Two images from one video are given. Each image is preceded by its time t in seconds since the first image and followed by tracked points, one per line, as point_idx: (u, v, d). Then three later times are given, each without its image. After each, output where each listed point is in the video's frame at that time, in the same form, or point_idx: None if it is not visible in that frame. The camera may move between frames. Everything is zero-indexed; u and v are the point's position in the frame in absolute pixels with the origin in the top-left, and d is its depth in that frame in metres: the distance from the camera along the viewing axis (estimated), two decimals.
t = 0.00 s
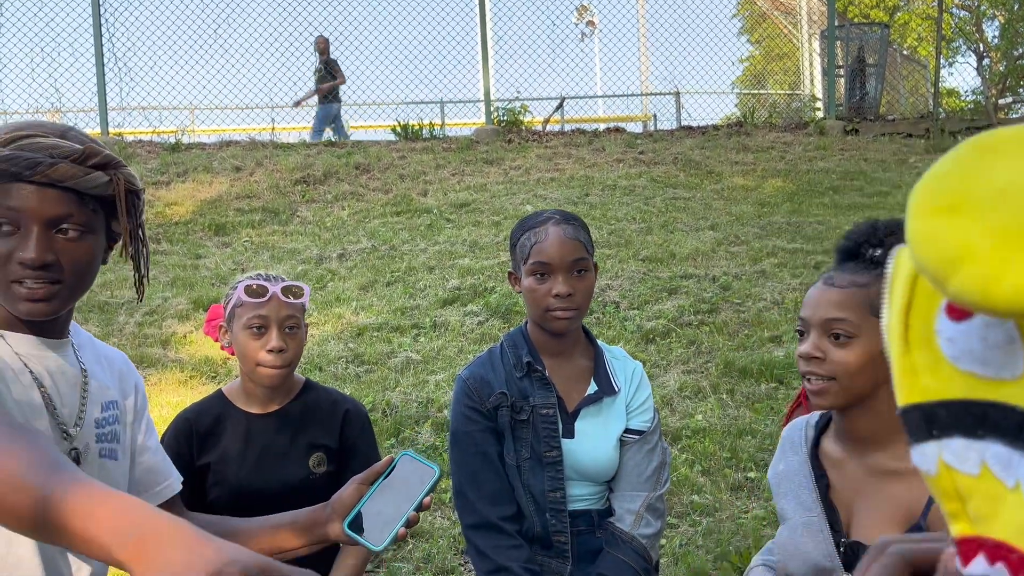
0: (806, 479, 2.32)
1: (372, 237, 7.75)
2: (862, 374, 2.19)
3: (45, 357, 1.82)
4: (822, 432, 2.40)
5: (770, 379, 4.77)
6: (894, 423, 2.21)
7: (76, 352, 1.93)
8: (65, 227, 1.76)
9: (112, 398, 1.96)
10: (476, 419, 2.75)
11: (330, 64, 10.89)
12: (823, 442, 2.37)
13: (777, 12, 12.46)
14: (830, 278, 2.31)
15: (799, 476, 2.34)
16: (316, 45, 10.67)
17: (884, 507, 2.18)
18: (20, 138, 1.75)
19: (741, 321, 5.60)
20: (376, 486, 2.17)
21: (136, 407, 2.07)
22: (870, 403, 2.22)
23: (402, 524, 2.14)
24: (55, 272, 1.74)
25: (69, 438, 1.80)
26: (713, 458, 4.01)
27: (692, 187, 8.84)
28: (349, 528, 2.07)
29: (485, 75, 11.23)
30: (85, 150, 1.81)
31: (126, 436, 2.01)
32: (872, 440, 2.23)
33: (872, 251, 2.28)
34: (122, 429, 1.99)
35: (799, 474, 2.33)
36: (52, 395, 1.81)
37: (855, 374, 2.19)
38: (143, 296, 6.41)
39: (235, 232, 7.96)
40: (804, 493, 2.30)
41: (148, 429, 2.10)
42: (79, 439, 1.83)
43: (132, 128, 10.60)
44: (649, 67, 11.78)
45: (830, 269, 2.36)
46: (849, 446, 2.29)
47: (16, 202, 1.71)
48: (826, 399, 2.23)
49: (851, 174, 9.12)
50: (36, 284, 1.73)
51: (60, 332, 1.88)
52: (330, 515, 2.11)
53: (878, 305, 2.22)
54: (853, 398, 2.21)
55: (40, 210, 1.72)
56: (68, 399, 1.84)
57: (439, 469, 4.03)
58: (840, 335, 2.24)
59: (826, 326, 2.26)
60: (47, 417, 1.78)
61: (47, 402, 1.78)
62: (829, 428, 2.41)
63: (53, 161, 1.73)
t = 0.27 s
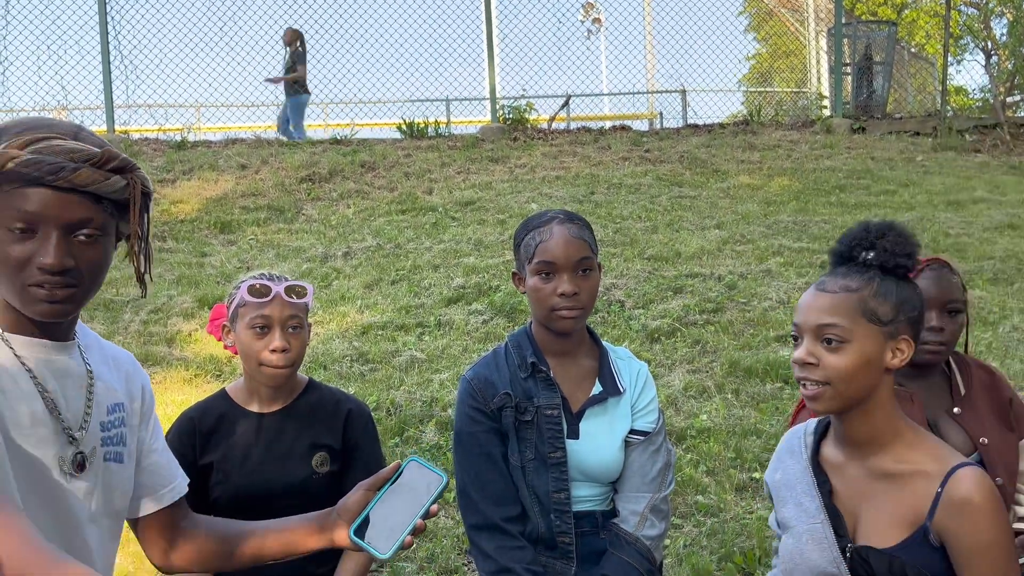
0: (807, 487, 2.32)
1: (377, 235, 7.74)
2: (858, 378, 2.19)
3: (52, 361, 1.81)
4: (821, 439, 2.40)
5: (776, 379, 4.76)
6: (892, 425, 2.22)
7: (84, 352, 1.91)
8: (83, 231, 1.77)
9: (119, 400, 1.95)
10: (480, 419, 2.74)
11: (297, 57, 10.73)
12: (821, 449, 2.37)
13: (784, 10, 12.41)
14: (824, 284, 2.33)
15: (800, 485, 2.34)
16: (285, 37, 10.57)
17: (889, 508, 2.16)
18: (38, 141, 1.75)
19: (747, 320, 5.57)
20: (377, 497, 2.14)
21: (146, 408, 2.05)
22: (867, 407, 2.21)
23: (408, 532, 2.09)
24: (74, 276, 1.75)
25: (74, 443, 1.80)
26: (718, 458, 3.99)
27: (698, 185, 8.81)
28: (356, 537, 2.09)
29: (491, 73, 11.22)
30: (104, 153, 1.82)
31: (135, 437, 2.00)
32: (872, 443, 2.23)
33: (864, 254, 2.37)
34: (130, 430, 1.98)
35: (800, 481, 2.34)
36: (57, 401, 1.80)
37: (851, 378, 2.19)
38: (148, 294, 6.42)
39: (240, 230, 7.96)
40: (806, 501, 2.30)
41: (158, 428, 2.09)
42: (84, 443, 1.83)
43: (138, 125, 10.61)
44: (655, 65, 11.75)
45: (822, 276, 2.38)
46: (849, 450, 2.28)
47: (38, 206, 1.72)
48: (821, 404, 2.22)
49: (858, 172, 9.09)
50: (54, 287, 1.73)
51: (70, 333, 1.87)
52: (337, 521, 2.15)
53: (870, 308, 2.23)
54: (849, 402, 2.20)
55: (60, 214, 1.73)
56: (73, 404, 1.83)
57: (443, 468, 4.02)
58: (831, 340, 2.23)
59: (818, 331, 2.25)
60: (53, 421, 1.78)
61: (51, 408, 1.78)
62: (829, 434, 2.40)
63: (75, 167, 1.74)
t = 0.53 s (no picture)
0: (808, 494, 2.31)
1: (380, 232, 7.75)
2: (851, 384, 2.18)
3: (57, 353, 1.74)
4: (818, 444, 2.40)
5: (779, 378, 4.76)
6: (887, 427, 2.21)
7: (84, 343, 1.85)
8: (117, 217, 1.76)
9: (122, 389, 1.91)
10: (484, 416, 2.74)
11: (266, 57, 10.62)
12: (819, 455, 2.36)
13: (788, 8, 12.40)
14: (808, 291, 2.33)
15: (801, 493, 2.33)
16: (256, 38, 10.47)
17: (891, 511, 2.16)
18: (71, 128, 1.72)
19: (750, 318, 5.58)
20: (383, 470, 2.16)
21: (145, 397, 2.01)
22: (861, 411, 2.21)
23: (419, 495, 2.13)
24: (114, 262, 1.73)
25: (88, 431, 1.75)
26: (720, 457, 3.99)
27: (702, 184, 8.81)
28: (369, 505, 2.09)
29: (494, 71, 11.22)
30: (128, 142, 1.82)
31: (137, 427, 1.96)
32: (869, 446, 2.22)
33: (843, 258, 2.37)
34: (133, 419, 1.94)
35: (801, 489, 2.33)
36: (64, 392, 1.73)
37: (843, 383, 2.18)
38: (152, 291, 6.43)
39: (244, 227, 7.98)
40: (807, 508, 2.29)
41: (156, 418, 2.06)
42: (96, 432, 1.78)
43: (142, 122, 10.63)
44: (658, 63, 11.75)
45: (808, 282, 2.38)
46: (848, 455, 2.28)
47: (81, 193, 1.69)
48: (816, 412, 2.21)
49: (861, 171, 9.09)
50: (100, 272, 1.70)
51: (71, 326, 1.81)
52: (347, 492, 2.14)
53: (856, 312, 2.22)
54: (843, 407, 2.19)
55: (99, 200, 1.71)
56: (81, 394, 1.76)
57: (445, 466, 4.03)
58: (821, 347, 2.23)
59: (808, 339, 2.25)
60: (64, 414, 1.72)
61: (61, 401, 1.71)
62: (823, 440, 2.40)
63: (117, 155, 1.75)
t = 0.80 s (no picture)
0: (808, 504, 2.30)
1: (382, 229, 7.75)
2: (844, 388, 2.18)
3: (58, 344, 1.73)
4: (814, 451, 2.39)
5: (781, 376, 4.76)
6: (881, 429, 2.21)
7: (85, 335, 1.84)
8: (114, 201, 1.77)
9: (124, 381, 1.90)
10: (486, 412, 2.73)
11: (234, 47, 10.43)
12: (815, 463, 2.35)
13: (791, 6, 12.38)
14: (797, 296, 2.33)
15: (802, 504, 2.31)
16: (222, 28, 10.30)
17: (893, 516, 2.15)
18: (63, 113, 1.73)
19: (752, 316, 5.57)
20: (380, 451, 2.17)
21: (146, 389, 2.00)
22: (855, 414, 2.20)
23: (418, 472, 2.13)
24: (112, 245, 1.74)
25: (93, 421, 1.74)
26: (722, 455, 3.99)
27: (704, 182, 8.80)
28: (369, 484, 2.10)
29: (497, 68, 11.21)
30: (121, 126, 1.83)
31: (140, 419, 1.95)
32: (864, 450, 2.22)
33: (830, 262, 2.37)
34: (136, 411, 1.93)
35: (801, 502, 2.31)
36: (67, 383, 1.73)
37: (836, 387, 2.17)
38: (153, 286, 6.43)
39: (245, 223, 7.97)
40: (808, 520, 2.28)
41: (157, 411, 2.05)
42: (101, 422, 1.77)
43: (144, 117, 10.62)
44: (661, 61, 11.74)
45: (798, 286, 2.37)
46: (846, 461, 2.27)
47: (77, 175, 1.70)
48: (810, 417, 2.20)
49: (864, 170, 9.07)
50: (98, 255, 1.71)
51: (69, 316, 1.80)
52: (345, 473, 2.16)
53: (846, 314, 2.22)
54: (838, 412, 2.18)
55: (94, 183, 1.72)
56: (84, 385, 1.76)
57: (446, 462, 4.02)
58: (813, 352, 2.22)
59: (799, 345, 2.24)
60: (67, 405, 1.71)
61: (65, 393, 1.71)
62: (819, 448, 2.39)
63: (112, 137, 1.75)
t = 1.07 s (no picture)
0: (817, 501, 2.29)
1: (385, 225, 7.74)
2: (842, 386, 2.16)
3: (58, 331, 1.73)
4: (822, 447, 2.38)
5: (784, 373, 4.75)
6: (882, 425, 2.19)
7: (88, 325, 1.84)
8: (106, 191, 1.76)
9: (127, 370, 1.89)
10: (490, 407, 2.72)
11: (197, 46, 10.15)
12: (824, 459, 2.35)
13: (796, 4, 12.36)
14: (794, 295, 2.32)
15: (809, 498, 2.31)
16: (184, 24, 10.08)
17: (897, 513, 2.14)
18: (53, 102, 1.72)
19: (755, 313, 5.56)
20: (381, 452, 2.15)
21: (151, 379, 2.00)
22: (855, 412, 2.19)
23: (418, 479, 2.12)
24: (105, 235, 1.73)
25: (93, 409, 1.74)
26: (724, 452, 3.98)
27: (708, 179, 8.79)
28: (368, 490, 2.06)
29: (500, 64, 11.20)
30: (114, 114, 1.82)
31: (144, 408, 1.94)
32: (869, 446, 2.21)
33: (832, 258, 2.36)
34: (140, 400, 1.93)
35: (808, 497, 2.31)
36: (68, 371, 1.72)
37: (833, 385, 2.16)
38: (156, 280, 6.43)
39: (248, 218, 7.97)
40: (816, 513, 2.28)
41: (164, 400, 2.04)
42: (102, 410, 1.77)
43: (147, 112, 10.62)
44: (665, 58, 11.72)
45: (798, 283, 2.36)
46: (851, 458, 2.26)
47: (67, 166, 1.69)
48: (810, 416, 2.19)
49: (868, 168, 9.05)
50: (89, 246, 1.70)
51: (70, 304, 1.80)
52: (344, 477, 2.10)
53: (843, 312, 2.21)
54: (837, 409, 2.17)
55: (85, 173, 1.71)
56: (85, 373, 1.75)
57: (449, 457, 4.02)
58: (811, 349, 2.21)
59: (796, 342, 2.23)
60: (67, 392, 1.70)
61: (65, 380, 1.70)
62: (828, 442, 2.38)
63: (103, 126, 1.74)
